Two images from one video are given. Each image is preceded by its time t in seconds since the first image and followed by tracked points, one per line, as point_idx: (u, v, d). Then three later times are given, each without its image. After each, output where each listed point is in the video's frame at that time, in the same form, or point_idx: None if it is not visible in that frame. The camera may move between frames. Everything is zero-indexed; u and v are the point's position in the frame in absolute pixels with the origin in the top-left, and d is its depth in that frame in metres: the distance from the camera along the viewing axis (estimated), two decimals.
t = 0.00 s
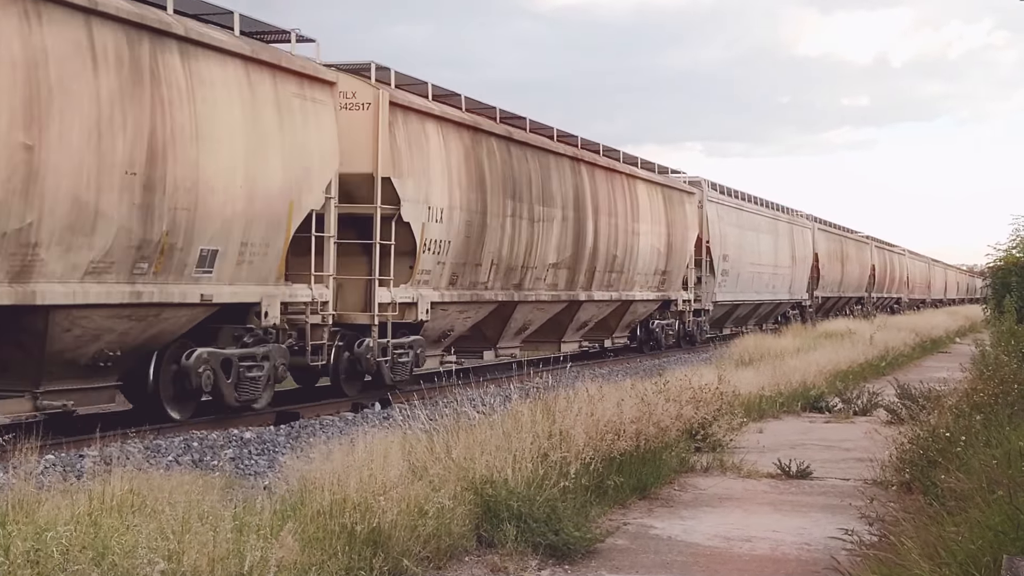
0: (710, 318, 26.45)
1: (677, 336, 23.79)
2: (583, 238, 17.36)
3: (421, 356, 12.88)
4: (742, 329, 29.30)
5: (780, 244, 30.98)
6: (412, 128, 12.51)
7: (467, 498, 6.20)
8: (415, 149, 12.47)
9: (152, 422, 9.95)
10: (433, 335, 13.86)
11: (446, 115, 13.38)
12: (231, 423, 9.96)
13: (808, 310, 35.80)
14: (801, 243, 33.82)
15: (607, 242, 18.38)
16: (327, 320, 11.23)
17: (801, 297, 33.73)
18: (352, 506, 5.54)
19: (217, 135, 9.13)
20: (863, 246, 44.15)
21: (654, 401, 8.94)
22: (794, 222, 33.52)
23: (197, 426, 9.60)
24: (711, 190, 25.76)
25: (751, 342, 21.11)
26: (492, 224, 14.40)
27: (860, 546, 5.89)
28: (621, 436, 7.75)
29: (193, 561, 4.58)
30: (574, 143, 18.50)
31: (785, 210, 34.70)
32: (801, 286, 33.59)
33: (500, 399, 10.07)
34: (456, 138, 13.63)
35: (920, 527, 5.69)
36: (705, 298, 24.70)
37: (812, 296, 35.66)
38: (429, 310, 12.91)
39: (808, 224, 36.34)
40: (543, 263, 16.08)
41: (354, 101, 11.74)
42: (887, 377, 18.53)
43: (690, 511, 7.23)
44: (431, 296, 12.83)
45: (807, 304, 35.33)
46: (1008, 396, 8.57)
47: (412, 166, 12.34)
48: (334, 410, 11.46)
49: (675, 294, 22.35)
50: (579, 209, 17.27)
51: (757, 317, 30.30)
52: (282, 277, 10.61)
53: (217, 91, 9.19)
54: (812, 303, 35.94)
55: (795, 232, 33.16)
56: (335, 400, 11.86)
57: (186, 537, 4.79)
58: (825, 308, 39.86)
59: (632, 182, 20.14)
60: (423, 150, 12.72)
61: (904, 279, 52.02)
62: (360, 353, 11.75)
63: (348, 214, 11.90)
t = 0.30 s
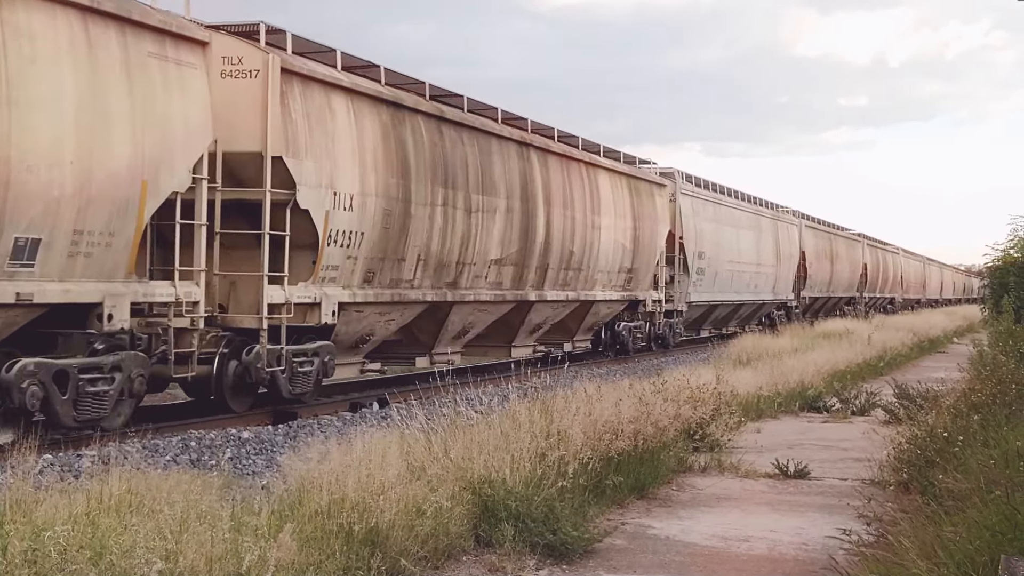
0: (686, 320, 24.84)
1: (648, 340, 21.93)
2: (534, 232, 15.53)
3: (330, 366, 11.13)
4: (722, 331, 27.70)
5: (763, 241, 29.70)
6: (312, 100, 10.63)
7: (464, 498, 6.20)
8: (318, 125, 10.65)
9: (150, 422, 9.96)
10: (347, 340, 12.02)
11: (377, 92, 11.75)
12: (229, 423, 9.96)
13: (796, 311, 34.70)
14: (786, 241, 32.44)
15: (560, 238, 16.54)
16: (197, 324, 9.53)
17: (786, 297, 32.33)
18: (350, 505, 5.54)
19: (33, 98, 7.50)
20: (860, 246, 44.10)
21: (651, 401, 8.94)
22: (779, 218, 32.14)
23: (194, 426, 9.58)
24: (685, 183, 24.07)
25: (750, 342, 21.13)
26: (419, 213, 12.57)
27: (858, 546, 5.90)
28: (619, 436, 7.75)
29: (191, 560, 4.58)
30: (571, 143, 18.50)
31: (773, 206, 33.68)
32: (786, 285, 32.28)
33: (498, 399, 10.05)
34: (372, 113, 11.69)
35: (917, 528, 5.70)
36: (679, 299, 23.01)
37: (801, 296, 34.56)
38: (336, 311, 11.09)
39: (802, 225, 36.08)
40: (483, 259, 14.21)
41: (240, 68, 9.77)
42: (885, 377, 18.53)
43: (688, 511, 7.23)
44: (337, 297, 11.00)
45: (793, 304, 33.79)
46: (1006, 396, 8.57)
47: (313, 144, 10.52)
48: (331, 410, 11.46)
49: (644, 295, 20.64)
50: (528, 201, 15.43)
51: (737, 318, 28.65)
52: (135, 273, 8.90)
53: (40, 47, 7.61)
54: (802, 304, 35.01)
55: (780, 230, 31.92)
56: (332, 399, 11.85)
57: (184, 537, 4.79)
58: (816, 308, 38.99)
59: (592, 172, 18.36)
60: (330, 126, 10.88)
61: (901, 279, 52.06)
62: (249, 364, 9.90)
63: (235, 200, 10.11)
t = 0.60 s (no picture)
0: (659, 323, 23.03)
1: (615, 342, 20.08)
2: (472, 223, 13.70)
3: (205, 377, 9.34)
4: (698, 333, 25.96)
5: (745, 239, 28.01)
6: (180, 65, 8.87)
7: (464, 497, 6.19)
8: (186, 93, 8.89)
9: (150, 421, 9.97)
10: (235, 346, 10.25)
11: (321, 74, 10.75)
12: (228, 423, 9.96)
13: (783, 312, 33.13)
14: (771, 238, 30.76)
15: (501, 230, 14.53)
16: (12, 330, 7.58)
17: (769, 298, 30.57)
18: (349, 505, 5.54)
19: None
20: (858, 246, 44.01)
21: (650, 401, 8.93)
22: (763, 214, 30.41)
23: (194, 425, 9.59)
24: (655, 173, 22.14)
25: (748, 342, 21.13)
26: (320, 197, 10.65)
27: (857, 545, 5.90)
28: (617, 436, 7.74)
29: (190, 560, 4.57)
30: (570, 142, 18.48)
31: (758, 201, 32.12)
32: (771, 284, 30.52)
33: (496, 398, 10.04)
34: (261, 84, 9.91)
35: (916, 527, 5.70)
36: (648, 298, 21.16)
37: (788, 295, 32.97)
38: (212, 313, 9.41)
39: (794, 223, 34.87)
40: (408, 253, 12.33)
41: (83, 22, 8.26)
42: (884, 377, 18.52)
43: (687, 511, 7.22)
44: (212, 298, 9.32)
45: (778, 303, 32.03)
46: (1005, 396, 8.56)
47: (180, 117, 8.80)
48: (330, 410, 11.45)
49: (608, 294, 18.81)
50: (463, 187, 13.47)
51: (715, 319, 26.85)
52: None
53: None
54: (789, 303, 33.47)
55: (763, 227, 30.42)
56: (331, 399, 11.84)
57: (183, 537, 4.78)
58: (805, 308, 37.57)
59: (536, 155, 15.95)
60: (205, 96, 9.12)
61: (898, 278, 52.09)
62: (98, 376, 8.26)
63: (79, 179, 8.38)
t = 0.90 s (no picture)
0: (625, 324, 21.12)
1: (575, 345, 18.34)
2: (395, 212, 11.94)
3: (35, 393, 7.90)
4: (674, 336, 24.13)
5: (726, 235, 26.13)
6: None
7: (463, 497, 6.20)
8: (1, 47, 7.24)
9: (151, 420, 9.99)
10: (81, 355, 8.58)
11: (322, 75, 10.79)
12: (228, 422, 9.97)
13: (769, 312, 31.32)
14: (757, 233, 28.92)
15: (433, 222, 12.84)
16: None
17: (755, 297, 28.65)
18: (349, 505, 5.55)
19: None
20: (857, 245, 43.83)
21: (650, 400, 8.93)
22: (748, 208, 28.54)
23: (194, 424, 9.61)
24: (623, 162, 20.37)
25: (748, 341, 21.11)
26: (185, 178, 8.85)
27: (856, 545, 5.90)
28: (617, 435, 7.75)
29: (190, 560, 4.58)
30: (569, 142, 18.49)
31: (744, 195, 30.34)
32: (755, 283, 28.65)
33: (495, 398, 10.03)
34: (105, 42, 8.14)
35: (916, 527, 5.70)
36: (611, 298, 19.30)
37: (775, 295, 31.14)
38: (31, 316, 7.63)
39: (780, 218, 32.85)
40: (309, 246, 10.59)
41: None
42: (884, 377, 18.47)
43: (686, 510, 7.22)
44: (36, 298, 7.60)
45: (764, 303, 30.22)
46: (1004, 396, 8.55)
47: None
48: (329, 409, 11.46)
49: (565, 292, 16.99)
50: (385, 172, 11.80)
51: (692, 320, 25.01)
52: None
53: None
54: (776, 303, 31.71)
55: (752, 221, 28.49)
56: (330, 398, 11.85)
57: (183, 537, 4.78)
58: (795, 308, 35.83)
59: (477, 138, 14.20)
60: (27, 53, 7.44)
61: (898, 278, 52.04)
62: None
63: None
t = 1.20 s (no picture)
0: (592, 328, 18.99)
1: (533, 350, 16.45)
2: (294, 197, 9.73)
3: None
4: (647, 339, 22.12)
5: (706, 231, 24.02)
6: None
7: (465, 496, 6.20)
8: None
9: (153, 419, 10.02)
10: None
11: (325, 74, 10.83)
12: (229, 421, 9.99)
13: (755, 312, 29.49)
14: (743, 230, 27.04)
15: (345, 212, 10.57)
16: None
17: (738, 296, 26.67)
18: (350, 504, 5.55)
19: None
20: (858, 244, 43.55)
21: (652, 399, 8.94)
22: (731, 202, 26.40)
23: (196, 424, 9.62)
24: (588, 149, 17.88)
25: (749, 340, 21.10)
26: None
27: (858, 544, 5.90)
28: (618, 434, 7.75)
29: (191, 559, 4.58)
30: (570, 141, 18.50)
31: (730, 189, 28.51)
32: (738, 281, 26.69)
33: (496, 397, 10.02)
34: None
35: (917, 526, 5.70)
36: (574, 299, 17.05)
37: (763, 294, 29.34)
38: None
39: (767, 213, 30.61)
40: (177, 238, 8.50)
41: None
42: (884, 376, 18.44)
43: (687, 509, 7.23)
44: None
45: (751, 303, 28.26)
46: (1005, 395, 8.52)
47: None
48: (330, 408, 11.47)
49: (517, 294, 14.90)
50: (281, 152, 9.62)
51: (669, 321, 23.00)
52: None
53: None
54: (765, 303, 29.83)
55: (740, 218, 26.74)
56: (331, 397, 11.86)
57: (184, 536, 4.79)
58: (786, 308, 33.98)
59: (405, 116, 11.91)
60: None
61: (899, 277, 51.96)
62: None
63: None
